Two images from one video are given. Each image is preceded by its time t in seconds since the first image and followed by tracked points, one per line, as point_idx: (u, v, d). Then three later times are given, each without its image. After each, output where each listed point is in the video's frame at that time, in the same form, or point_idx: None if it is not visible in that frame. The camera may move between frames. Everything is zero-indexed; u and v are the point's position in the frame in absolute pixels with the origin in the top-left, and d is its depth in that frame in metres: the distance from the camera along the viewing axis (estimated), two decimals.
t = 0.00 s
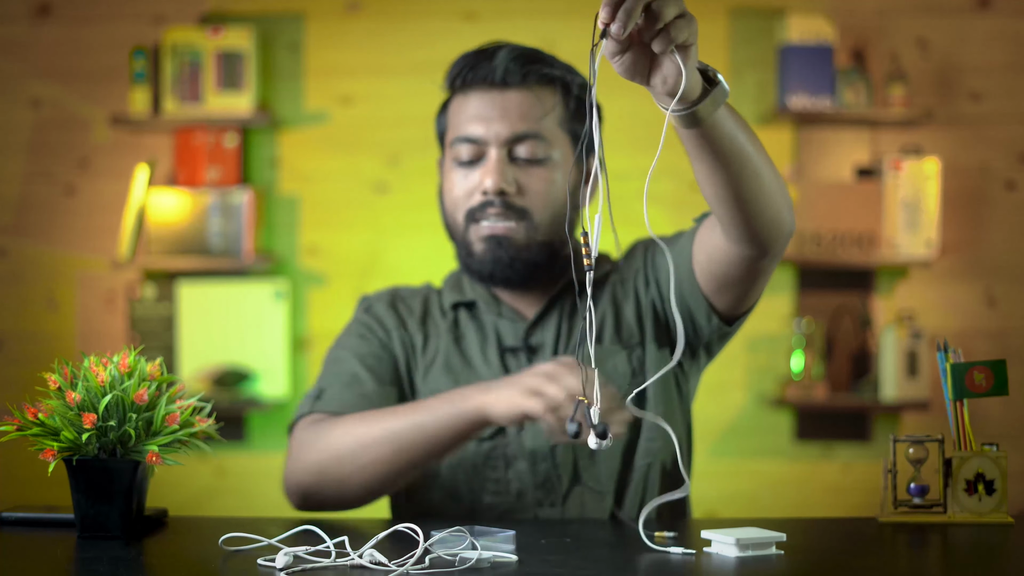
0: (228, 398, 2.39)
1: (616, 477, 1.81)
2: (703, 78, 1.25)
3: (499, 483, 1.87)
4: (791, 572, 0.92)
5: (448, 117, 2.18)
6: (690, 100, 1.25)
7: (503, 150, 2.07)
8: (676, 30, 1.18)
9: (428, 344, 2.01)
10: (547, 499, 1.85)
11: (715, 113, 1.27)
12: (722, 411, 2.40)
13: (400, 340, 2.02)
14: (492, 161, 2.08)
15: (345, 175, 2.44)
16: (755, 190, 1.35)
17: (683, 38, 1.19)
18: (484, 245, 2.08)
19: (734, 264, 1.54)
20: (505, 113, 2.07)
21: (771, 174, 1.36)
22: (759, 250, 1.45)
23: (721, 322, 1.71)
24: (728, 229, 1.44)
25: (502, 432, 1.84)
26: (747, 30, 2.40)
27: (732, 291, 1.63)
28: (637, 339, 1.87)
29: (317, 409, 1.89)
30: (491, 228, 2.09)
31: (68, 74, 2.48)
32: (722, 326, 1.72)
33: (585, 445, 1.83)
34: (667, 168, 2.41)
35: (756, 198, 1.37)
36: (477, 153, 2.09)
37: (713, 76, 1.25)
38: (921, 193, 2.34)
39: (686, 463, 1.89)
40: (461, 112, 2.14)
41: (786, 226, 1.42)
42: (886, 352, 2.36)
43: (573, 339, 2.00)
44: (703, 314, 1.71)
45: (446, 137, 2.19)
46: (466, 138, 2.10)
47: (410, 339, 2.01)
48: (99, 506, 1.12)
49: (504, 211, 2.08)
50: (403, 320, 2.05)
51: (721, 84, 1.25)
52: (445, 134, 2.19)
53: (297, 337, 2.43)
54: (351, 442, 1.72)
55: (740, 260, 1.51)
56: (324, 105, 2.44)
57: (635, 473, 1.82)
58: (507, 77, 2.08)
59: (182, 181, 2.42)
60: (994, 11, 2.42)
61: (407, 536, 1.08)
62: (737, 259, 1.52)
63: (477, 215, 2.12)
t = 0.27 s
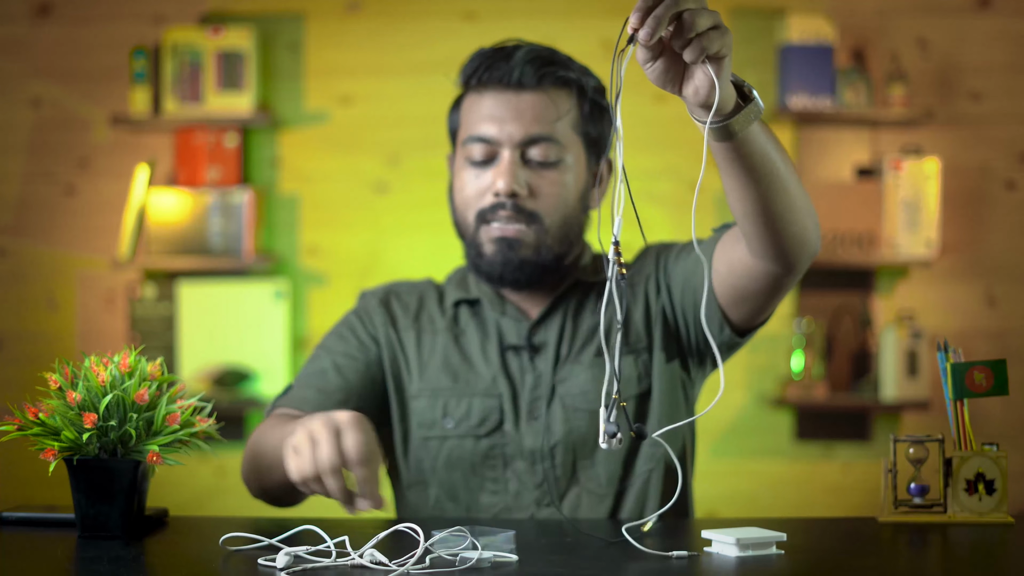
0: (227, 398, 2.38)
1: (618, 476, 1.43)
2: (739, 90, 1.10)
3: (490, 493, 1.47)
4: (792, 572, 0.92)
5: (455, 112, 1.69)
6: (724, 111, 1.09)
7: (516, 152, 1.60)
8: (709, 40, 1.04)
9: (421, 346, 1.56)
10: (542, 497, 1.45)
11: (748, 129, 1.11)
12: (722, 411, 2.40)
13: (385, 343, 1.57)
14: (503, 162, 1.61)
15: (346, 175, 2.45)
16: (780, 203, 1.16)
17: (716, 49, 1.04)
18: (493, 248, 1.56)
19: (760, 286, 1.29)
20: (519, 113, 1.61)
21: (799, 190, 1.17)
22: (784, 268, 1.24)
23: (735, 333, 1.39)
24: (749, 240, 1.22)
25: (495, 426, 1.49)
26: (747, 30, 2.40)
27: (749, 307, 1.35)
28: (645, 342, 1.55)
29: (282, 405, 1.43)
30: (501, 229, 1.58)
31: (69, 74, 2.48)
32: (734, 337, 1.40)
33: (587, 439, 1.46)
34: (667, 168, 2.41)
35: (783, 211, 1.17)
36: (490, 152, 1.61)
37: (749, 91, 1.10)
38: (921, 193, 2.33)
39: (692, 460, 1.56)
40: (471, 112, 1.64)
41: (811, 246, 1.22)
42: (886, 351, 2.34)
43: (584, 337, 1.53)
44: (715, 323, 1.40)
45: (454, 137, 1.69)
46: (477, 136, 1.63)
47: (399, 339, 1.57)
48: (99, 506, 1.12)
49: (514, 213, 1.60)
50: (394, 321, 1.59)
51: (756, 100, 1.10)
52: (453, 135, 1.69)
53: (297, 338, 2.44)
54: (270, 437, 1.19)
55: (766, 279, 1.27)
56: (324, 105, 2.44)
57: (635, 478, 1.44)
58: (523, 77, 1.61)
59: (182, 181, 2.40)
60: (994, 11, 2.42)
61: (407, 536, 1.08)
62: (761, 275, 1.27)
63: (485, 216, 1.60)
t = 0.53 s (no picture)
0: (227, 398, 2.39)
1: (612, 476, 1.65)
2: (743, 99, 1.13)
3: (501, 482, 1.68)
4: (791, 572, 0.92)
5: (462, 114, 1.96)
6: (729, 120, 1.13)
7: (521, 151, 1.86)
8: (713, 50, 1.07)
9: (440, 336, 1.76)
10: (538, 493, 1.67)
11: (755, 137, 1.15)
12: (723, 410, 2.40)
13: (412, 334, 1.76)
14: (509, 161, 1.87)
15: (346, 175, 2.44)
16: (787, 208, 1.21)
17: (721, 58, 1.08)
18: (501, 246, 1.83)
19: (763, 292, 1.36)
20: (522, 114, 1.86)
21: (803, 196, 1.21)
22: (788, 275, 1.29)
23: (736, 338, 1.50)
24: (753, 248, 1.27)
25: (501, 421, 1.70)
26: (746, 29, 2.41)
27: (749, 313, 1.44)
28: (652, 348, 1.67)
29: (338, 405, 1.53)
30: (507, 229, 1.84)
31: (68, 74, 2.48)
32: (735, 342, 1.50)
33: (584, 436, 1.67)
34: (668, 168, 2.41)
35: (786, 215, 1.21)
36: (494, 153, 1.88)
37: (755, 100, 1.12)
38: (922, 193, 2.34)
39: (690, 477, 1.70)
40: (477, 113, 1.91)
41: (814, 255, 1.27)
42: (886, 351, 2.36)
43: (585, 338, 1.74)
44: (718, 328, 1.51)
45: (459, 139, 1.96)
46: (484, 138, 1.89)
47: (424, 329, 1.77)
48: (99, 506, 1.12)
49: (520, 212, 1.86)
50: (412, 307, 1.80)
51: (762, 109, 1.13)
52: (457, 137, 1.97)
53: (297, 337, 2.43)
54: (388, 464, 1.25)
55: (768, 285, 1.34)
56: (324, 105, 2.45)
57: (627, 480, 1.65)
58: (526, 79, 1.88)
59: (182, 181, 2.41)
60: (994, 11, 2.42)
61: (408, 537, 1.08)
62: (766, 283, 1.34)
63: (492, 216, 1.88)
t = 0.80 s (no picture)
0: (228, 397, 2.39)
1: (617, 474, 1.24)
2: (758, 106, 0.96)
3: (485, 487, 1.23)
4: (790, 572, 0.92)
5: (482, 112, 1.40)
6: (747, 132, 0.96)
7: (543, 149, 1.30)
8: (727, 60, 0.90)
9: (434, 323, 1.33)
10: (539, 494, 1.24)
11: (769, 148, 0.97)
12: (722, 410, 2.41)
13: (408, 318, 1.33)
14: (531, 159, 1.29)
15: (347, 175, 2.46)
16: (798, 222, 1.01)
17: (735, 69, 0.90)
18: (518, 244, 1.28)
19: (769, 306, 1.11)
20: (548, 111, 1.32)
21: (816, 209, 1.02)
22: (797, 290, 1.07)
23: (742, 345, 1.23)
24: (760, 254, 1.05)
25: (504, 416, 1.27)
26: (746, 30, 2.41)
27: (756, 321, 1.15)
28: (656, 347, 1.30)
29: (333, 380, 1.18)
30: (526, 226, 1.28)
31: (70, 74, 2.49)
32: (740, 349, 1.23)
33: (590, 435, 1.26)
34: (668, 168, 2.42)
35: (799, 229, 1.01)
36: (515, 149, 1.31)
37: (772, 111, 0.96)
38: (920, 193, 2.33)
39: (696, 475, 1.31)
40: (496, 110, 1.36)
41: (823, 267, 1.06)
42: (885, 351, 2.35)
43: (593, 336, 1.32)
44: (722, 332, 1.23)
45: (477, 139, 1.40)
46: (504, 131, 1.32)
47: (422, 317, 1.33)
48: (100, 505, 1.12)
49: (540, 211, 1.29)
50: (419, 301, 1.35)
51: (779, 119, 0.96)
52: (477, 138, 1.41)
53: (297, 338, 2.45)
54: (361, 438, 1.00)
55: (777, 300, 1.09)
56: (325, 105, 2.45)
57: (632, 480, 1.24)
58: (554, 74, 1.34)
59: (183, 182, 2.40)
60: (993, 12, 2.43)
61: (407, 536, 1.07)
62: (774, 294, 1.09)
63: (510, 211, 1.30)
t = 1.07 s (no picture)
0: (229, 397, 2.39)
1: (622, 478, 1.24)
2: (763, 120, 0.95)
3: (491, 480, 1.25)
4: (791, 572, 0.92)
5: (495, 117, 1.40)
6: (751, 146, 0.96)
7: (553, 149, 1.29)
8: (729, 79, 0.89)
9: (445, 319, 1.34)
10: (544, 493, 1.24)
11: (779, 160, 0.96)
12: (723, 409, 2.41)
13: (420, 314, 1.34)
14: (540, 158, 1.29)
15: (347, 175, 2.46)
16: (803, 234, 1.01)
17: (737, 88, 0.89)
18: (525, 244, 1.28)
19: (776, 314, 1.11)
20: (558, 111, 1.32)
21: (823, 222, 1.02)
22: (804, 300, 1.07)
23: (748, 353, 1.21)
24: (766, 264, 1.05)
25: (510, 414, 1.27)
26: (746, 30, 2.42)
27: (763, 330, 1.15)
28: (663, 349, 1.30)
29: (350, 371, 1.18)
30: (534, 226, 1.28)
31: (70, 74, 2.49)
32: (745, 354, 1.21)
33: (596, 437, 1.26)
34: (668, 168, 2.42)
35: (804, 241, 1.01)
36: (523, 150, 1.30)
37: (778, 127, 0.95)
38: (920, 193, 2.33)
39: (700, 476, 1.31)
40: (507, 110, 1.35)
41: (831, 277, 1.06)
42: (885, 350, 2.35)
43: (600, 338, 1.32)
44: (730, 339, 1.23)
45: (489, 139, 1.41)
46: (514, 132, 1.32)
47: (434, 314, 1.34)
48: (101, 505, 1.12)
49: (549, 210, 1.28)
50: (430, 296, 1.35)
51: (785, 134, 0.96)
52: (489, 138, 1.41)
53: (297, 338, 2.45)
54: (377, 436, 1.01)
55: (783, 309, 1.09)
56: (325, 105, 2.46)
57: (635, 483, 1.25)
58: (563, 77, 1.34)
59: (184, 182, 2.40)
60: (992, 11, 2.43)
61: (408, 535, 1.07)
62: (779, 304, 1.09)
63: (519, 211, 1.30)
